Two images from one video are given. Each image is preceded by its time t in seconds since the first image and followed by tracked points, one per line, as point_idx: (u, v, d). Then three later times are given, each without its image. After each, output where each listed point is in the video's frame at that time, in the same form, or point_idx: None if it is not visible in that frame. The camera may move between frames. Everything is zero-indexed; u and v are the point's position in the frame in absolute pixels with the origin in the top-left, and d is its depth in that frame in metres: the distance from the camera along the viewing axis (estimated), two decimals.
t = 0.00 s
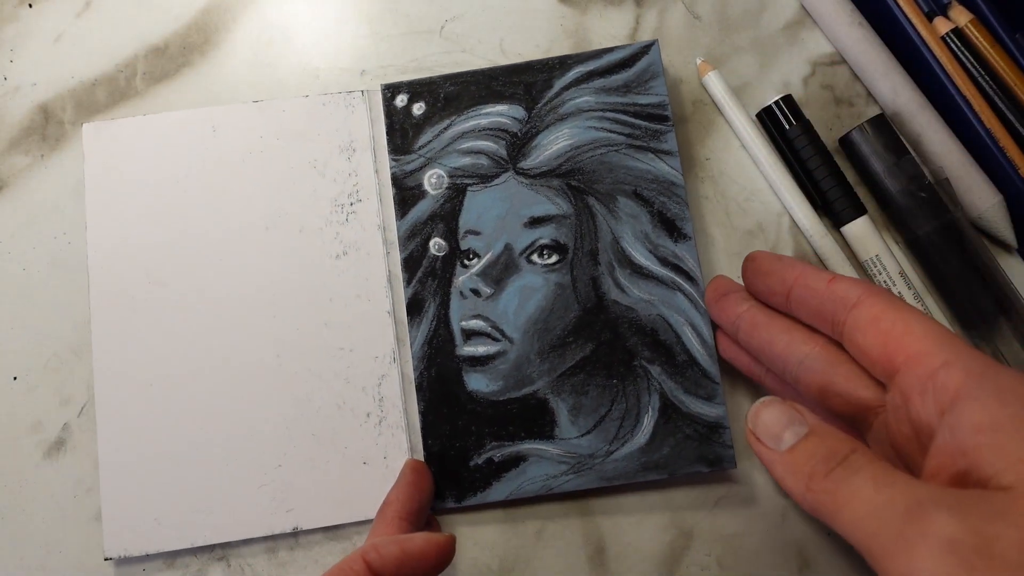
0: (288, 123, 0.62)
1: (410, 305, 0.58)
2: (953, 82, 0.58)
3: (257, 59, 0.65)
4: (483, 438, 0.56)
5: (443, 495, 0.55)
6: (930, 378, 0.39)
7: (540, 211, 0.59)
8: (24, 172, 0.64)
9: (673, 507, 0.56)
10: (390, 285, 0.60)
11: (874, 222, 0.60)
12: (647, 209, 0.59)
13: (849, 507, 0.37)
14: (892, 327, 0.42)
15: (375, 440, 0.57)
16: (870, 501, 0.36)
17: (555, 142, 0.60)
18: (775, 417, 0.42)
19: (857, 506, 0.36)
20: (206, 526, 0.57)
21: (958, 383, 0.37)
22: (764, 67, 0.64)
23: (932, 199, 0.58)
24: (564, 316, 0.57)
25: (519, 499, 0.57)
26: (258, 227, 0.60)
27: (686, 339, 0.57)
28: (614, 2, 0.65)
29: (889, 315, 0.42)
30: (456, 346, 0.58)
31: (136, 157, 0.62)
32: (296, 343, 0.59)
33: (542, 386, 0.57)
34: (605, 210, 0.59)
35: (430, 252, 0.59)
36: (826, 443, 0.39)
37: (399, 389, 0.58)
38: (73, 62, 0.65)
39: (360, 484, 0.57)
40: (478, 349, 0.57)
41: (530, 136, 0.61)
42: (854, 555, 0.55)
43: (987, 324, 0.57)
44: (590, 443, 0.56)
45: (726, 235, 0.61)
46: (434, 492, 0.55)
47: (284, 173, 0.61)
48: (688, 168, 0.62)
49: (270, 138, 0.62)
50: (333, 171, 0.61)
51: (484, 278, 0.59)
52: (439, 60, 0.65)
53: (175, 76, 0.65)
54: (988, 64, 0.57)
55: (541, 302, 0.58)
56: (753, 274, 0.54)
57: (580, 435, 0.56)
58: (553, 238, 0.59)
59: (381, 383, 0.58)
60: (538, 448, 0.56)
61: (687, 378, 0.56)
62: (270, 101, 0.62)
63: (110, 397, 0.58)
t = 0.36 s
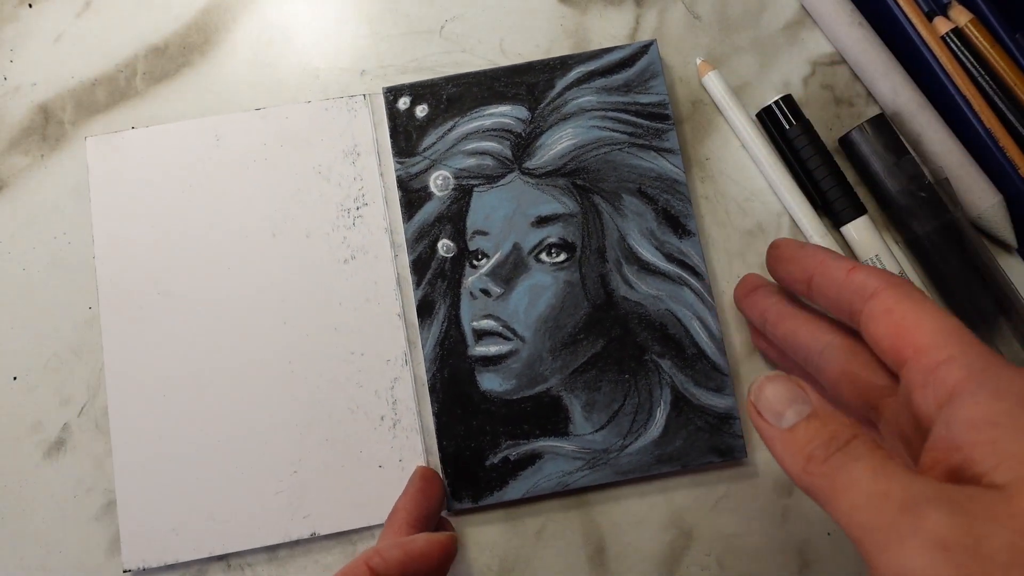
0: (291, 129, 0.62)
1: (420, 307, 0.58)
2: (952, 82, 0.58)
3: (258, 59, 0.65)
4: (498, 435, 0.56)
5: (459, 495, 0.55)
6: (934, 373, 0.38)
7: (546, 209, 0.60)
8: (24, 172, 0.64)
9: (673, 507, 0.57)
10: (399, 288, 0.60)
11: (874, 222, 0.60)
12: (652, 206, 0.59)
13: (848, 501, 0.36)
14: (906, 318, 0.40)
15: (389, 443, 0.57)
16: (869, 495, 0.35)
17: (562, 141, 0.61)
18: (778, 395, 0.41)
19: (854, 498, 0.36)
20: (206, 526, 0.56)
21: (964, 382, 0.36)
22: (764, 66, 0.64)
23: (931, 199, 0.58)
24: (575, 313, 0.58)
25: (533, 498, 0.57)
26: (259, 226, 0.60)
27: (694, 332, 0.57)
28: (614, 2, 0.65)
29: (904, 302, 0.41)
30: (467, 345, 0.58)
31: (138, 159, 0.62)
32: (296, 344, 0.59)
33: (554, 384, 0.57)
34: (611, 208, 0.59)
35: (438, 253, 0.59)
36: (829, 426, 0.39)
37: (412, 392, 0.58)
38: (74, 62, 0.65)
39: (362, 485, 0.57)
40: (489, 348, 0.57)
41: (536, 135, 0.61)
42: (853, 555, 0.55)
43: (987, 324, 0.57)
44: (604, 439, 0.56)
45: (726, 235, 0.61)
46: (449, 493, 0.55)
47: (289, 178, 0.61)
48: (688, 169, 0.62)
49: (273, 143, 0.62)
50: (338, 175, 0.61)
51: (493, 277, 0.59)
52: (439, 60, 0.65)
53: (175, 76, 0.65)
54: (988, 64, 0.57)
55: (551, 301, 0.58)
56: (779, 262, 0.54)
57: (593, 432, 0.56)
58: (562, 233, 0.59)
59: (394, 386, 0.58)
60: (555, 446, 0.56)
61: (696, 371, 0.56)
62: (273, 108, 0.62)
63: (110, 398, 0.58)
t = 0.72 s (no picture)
0: (291, 128, 0.62)
1: (420, 307, 0.58)
2: (952, 81, 0.58)
3: (258, 59, 0.65)
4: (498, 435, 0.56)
5: (459, 495, 0.55)
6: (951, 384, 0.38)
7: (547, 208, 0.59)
8: (23, 172, 0.64)
9: (674, 507, 0.57)
10: (399, 288, 0.60)
11: (874, 222, 0.60)
12: (654, 198, 0.58)
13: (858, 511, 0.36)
14: (915, 323, 0.40)
15: (389, 443, 0.57)
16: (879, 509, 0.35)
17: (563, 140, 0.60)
18: (787, 398, 0.39)
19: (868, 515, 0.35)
20: (206, 526, 0.56)
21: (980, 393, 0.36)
22: (764, 67, 0.64)
23: (932, 199, 0.58)
24: (574, 312, 0.57)
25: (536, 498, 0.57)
26: (260, 227, 0.60)
27: (698, 330, 0.56)
28: (614, 2, 0.65)
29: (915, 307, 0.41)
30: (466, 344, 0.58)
31: (138, 159, 0.62)
32: (296, 344, 0.59)
33: (554, 383, 0.57)
34: (610, 203, 0.59)
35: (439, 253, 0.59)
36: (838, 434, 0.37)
37: (411, 392, 0.58)
38: (74, 62, 0.65)
39: (362, 485, 0.57)
40: (489, 348, 0.57)
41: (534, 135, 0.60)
42: (854, 555, 0.55)
43: (988, 324, 0.57)
44: (605, 439, 0.55)
45: (726, 235, 0.61)
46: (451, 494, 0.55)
47: (288, 177, 0.61)
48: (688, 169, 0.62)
49: (274, 142, 0.62)
50: (338, 175, 0.61)
51: (492, 276, 0.58)
52: (439, 60, 0.65)
53: (175, 76, 0.65)
54: (988, 64, 0.57)
55: (552, 301, 0.58)
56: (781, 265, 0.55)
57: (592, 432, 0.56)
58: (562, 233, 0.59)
59: (393, 386, 0.58)
60: (554, 446, 0.56)
61: (699, 369, 0.56)
62: (273, 108, 0.62)
63: (110, 397, 0.58)
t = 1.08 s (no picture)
0: (291, 128, 0.62)
1: (418, 306, 0.58)
2: (952, 81, 0.58)
3: (257, 59, 0.65)
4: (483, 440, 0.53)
5: (456, 497, 0.55)
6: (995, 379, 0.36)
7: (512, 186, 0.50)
8: (23, 172, 0.64)
9: (674, 508, 0.57)
10: (399, 288, 0.60)
11: (874, 222, 0.60)
12: (580, 159, 0.45)
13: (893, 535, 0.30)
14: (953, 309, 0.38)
15: (389, 443, 0.57)
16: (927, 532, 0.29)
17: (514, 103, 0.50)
18: (785, 389, 0.33)
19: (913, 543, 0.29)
20: (205, 526, 0.56)
21: None
22: (764, 67, 0.64)
23: (932, 199, 0.58)
24: (535, 307, 0.49)
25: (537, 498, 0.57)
26: (259, 227, 0.60)
27: (614, 332, 0.43)
28: (613, 3, 0.65)
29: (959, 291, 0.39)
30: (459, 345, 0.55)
31: (138, 159, 0.62)
32: (296, 344, 0.59)
33: (530, 387, 0.50)
34: (555, 174, 0.47)
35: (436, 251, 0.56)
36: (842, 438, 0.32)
37: (411, 392, 0.58)
38: (74, 62, 0.65)
39: (362, 485, 0.57)
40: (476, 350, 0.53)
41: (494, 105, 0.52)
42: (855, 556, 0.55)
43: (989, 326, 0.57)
44: (562, 456, 0.47)
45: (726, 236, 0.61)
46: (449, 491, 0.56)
47: (287, 177, 0.61)
48: (688, 169, 0.62)
49: (273, 142, 0.62)
50: (337, 175, 0.61)
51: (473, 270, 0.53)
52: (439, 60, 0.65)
53: (175, 75, 0.65)
54: (988, 63, 0.57)
55: (520, 296, 0.50)
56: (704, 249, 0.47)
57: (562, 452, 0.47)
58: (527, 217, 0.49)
59: (393, 386, 0.58)
60: (528, 455, 0.49)
61: (619, 382, 0.43)
62: (273, 108, 0.62)
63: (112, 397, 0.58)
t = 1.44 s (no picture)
0: (293, 129, 0.62)
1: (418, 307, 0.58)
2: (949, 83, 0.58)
3: (259, 60, 0.66)
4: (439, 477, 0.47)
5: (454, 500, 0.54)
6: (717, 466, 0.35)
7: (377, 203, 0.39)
8: (27, 173, 0.65)
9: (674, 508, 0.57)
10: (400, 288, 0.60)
11: (872, 222, 0.60)
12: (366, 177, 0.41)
13: None
14: (679, 421, 0.36)
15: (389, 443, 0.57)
16: None
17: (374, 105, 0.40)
18: (574, 511, 0.39)
19: None
20: (207, 526, 0.57)
21: (759, 497, 0.34)
22: (763, 68, 0.64)
23: (929, 199, 0.59)
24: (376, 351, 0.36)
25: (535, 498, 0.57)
26: (261, 228, 0.61)
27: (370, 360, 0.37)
28: (614, 4, 0.65)
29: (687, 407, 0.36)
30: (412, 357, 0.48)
31: (141, 160, 0.62)
32: (297, 345, 0.59)
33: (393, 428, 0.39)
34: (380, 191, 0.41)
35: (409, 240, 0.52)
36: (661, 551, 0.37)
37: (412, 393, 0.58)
38: (76, 64, 0.66)
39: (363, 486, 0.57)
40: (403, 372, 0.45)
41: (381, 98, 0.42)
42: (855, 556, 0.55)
43: (985, 325, 0.58)
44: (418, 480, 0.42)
45: (725, 236, 0.61)
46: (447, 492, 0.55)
47: (289, 178, 0.61)
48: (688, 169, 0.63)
49: (275, 144, 0.62)
50: (338, 176, 0.61)
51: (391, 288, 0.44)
52: (440, 61, 0.65)
53: (177, 77, 0.65)
54: (987, 65, 0.57)
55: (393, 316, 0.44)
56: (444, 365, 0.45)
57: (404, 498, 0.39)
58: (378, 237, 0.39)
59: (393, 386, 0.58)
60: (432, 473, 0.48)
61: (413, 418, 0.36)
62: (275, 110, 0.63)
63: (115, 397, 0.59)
